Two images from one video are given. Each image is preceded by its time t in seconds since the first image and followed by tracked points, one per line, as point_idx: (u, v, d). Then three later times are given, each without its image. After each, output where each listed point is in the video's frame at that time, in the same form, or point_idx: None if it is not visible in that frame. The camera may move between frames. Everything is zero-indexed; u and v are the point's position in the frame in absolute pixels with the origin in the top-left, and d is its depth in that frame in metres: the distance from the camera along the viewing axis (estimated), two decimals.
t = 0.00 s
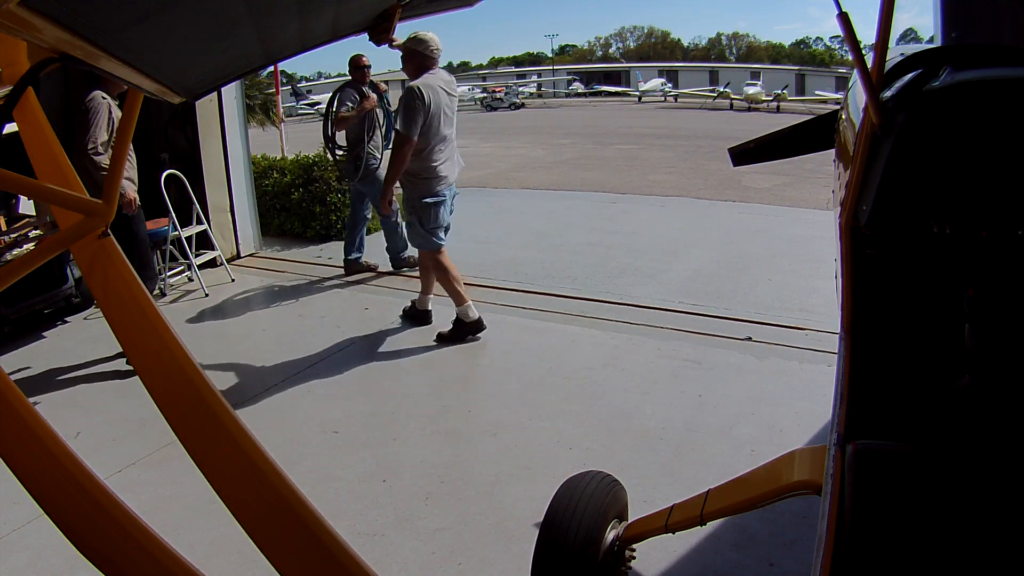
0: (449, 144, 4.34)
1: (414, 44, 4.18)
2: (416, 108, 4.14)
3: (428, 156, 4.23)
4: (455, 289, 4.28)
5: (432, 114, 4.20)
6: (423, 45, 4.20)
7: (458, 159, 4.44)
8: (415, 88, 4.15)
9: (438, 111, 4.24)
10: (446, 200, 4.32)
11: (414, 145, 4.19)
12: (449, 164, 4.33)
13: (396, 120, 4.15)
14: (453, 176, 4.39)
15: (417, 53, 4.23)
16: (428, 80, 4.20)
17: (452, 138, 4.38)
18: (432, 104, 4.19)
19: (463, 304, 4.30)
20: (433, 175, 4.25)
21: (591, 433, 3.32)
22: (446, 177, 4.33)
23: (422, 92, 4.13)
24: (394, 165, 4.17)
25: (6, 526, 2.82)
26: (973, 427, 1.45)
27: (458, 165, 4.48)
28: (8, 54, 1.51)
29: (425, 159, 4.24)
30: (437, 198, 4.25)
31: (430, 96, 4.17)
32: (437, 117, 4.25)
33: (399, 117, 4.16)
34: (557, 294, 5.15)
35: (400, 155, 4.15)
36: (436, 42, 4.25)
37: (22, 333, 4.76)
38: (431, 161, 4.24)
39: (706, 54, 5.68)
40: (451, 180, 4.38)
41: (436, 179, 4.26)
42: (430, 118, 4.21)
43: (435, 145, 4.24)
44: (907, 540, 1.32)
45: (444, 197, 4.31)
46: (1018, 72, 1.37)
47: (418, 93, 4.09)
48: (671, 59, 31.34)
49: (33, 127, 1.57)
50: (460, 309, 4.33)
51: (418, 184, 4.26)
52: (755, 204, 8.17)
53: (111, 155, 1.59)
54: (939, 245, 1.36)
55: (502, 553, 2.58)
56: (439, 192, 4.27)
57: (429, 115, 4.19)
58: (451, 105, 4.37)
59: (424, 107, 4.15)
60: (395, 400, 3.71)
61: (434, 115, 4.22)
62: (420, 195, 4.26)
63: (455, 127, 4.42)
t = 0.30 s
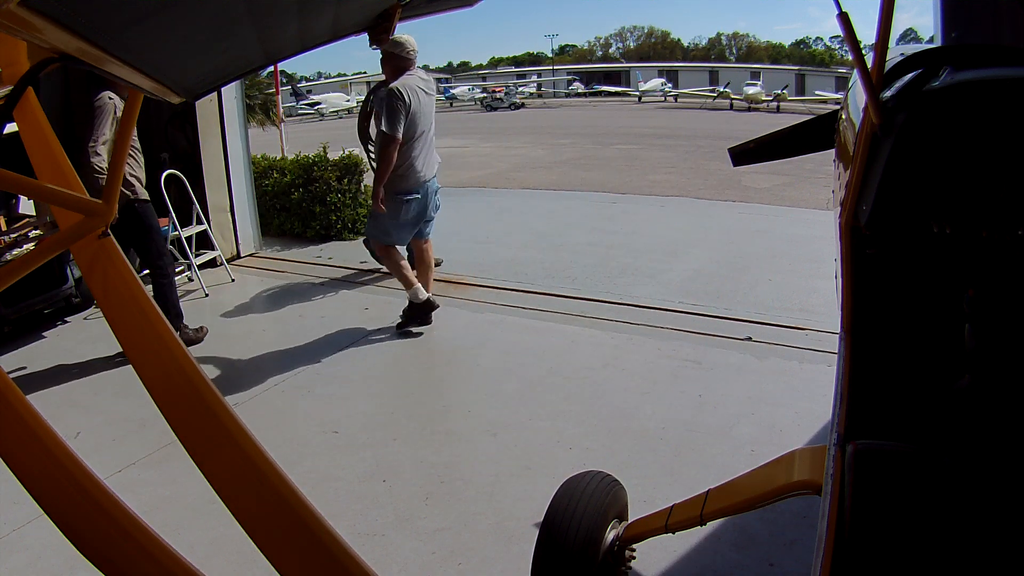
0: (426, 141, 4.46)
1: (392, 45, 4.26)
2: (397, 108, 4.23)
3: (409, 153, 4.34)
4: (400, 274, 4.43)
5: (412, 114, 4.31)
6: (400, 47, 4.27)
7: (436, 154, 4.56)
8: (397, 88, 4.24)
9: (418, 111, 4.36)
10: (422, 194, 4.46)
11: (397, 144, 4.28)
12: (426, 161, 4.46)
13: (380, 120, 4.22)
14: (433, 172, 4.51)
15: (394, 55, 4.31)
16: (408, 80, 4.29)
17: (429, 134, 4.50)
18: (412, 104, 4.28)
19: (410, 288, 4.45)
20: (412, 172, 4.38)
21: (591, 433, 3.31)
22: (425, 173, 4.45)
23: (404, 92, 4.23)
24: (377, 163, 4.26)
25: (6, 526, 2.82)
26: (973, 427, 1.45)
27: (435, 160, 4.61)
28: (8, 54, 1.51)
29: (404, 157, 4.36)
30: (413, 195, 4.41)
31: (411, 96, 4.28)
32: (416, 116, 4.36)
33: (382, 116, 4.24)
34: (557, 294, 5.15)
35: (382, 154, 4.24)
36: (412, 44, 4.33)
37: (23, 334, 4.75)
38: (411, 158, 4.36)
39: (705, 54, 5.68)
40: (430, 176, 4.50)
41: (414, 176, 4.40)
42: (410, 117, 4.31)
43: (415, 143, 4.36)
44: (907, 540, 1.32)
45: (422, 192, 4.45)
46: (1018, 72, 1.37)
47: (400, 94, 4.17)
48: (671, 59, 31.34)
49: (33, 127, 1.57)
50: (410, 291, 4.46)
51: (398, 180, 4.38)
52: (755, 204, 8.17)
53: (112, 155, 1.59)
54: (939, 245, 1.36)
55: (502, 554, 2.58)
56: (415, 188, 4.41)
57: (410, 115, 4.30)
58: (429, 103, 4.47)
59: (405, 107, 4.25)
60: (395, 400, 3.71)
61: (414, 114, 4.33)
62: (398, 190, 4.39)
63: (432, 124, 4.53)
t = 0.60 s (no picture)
0: (404, 143, 4.61)
1: (369, 54, 4.54)
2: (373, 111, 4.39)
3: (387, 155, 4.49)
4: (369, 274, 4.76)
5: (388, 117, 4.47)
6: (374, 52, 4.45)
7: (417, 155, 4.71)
8: (372, 93, 4.39)
9: (394, 114, 4.51)
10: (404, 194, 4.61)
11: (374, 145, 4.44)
12: (405, 161, 4.60)
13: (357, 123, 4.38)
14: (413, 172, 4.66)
15: (374, 62, 4.58)
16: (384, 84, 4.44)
17: (408, 135, 4.66)
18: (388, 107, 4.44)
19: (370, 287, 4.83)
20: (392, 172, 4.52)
21: (591, 433, 3.31)
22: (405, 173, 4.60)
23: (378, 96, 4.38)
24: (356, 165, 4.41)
25: (6, 526, 2.82)
26: (972, 427, 1.45)
27: (417, 161, 4.75)
28: (8, 54, 1.51)
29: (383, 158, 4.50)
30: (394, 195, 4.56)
31: (386, 99, 4.43)
32: (393, 118, 4.52)
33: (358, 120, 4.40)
34: (557, 294, 5.15)
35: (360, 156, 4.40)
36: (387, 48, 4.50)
37: (23, 334, 4.75)
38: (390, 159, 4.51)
39: (706, 55, 5.68)
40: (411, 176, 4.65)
41: (394, 176, 4.54)
42: (386, 119, 4.47)
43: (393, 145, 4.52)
44: (907, 540, 1.32)
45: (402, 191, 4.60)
46: (1019, 72, 1.37)
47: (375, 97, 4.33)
48: (671, 59, 31.33)
49: (33, 128, 1.57)
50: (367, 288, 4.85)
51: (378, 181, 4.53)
52: (755, 204, 8.17)
53: (111, 156, 1.59)
54: (939, 245, 1.36)
55: (502, 554, 2.58)
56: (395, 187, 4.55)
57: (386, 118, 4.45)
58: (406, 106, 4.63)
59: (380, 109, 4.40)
60: (396, 400, 3.71)
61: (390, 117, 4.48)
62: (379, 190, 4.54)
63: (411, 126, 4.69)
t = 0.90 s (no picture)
0: (377, 144, 4.88)
1: (344, 58, 4.83)
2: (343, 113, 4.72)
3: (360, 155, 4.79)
4: (360, 268, 4.89)
5: (358, 119, 4.77)
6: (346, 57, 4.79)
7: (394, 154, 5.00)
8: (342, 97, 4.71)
9: (365, 116, 4.80)
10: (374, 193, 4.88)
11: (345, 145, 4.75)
12: (377, 161, 4.88)
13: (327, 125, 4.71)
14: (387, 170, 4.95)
15: (349, 65, 4.88)
16: (355, 88, 4.76)
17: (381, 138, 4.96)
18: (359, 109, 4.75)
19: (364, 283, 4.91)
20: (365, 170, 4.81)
21: (591, 433, 3.32)
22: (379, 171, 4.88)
23: (348, 99, 4.69)
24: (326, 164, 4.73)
25: (5, 526, 2.82)
26: (972, 428, 1.45)
27: (392, 161, 5.02)
28: (8, 54, 1.51)
29: (354, 158, 4.80)
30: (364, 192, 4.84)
31: (356, 102, 4.74)
32: (364, 121, 4.81)
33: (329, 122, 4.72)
34: (557, 294, 5.15)
35: (330, 155, 4.71)
36: (360, 53, 4.83)
37: (22, 334, 4.75)
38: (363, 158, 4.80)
39: (706, 56, 5.69)
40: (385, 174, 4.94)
41: (364, 175, 4.82)
42: (357, 121, 4.77)
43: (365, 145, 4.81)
44: (906, 540, 1.32)
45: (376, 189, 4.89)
46: (1018, 72, 1.37)
47: (343, 100, 4.66)
48: (671, 59, 31.31)
49: (32, 127, 1.57)
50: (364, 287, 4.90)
51: (351, 179, 4.82)
52: (755, 204, 8.17)
53: (112, 156, 1.59)
54: (939, 245, 1.36)
55: (502, 553, 2.58)
56: (365, 186, 4.84)
57: (356, 120, 4.76)
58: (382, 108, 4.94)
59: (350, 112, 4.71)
60: (396, 400, 3.71)
61: (361, 119, 4.78)
62: (351, 188, 4.84)
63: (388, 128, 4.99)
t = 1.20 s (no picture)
0: (364, 141, 4.94)
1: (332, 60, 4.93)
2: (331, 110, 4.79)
3: (348, 151, 4.85)
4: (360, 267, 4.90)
5: (346, 116, 4.83)
6: (337, 59, 4.91)
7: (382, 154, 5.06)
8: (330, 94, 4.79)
9: (354, 113, 4.87)
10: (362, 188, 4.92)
11: (333, 141, 4.82)
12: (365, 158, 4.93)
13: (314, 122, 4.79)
14: (374, 168, 5.00)
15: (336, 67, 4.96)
16: (344, 86, 4.86)
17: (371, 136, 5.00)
18: (349, 107, 4.83)
19: (365, 282, 4.93)
20: (352, 166, 4.86)
21: (591, 433, 3.32)
22: (366, 168, 4.94)
23: (336, 96, 4.77)
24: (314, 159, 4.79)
25: (5, 526, 2.82)
26: (972, 427, 1.45)
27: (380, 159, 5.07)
28: (8, 54, 1.51)
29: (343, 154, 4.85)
30: (353, 188, 4.88)
31: (343, 99, 4.81)
32: (353, 118, 4.87)
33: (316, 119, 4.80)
34: (557, 294, 5.15)
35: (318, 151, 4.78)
36: (349, 56, 4.95)
37: (22, 334, 4.75)
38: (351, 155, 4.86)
39: (705, 56, 5.70)
40: (372, 172, 5.00)
41: (352, 170, 4.86)
42: (344, 118, 4.84)
43: (354, 142, 4.87)
44: (906, 540, 1.32)
45: (364, 185, 4.93)
46: (1018, 72, 1.37)
47: (331, 96, 4.73)
48: (671, 59, 31.32)
49: (32, 127, 1.57)
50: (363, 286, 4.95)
51: (339, 175, 4.87)
52: (755, 204, 8.16)
53: (112, 156, 1.59)
54: (939, 245, 1.36)
55: (502, 553, 2.58)
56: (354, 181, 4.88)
57: (344, 117, 4.82)
58: (371, 109, 5.03)
59: (340, 109, 4.80)
60: (397, 400, 3.71)
61: (349, 116, 4.85)
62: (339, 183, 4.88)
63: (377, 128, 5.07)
